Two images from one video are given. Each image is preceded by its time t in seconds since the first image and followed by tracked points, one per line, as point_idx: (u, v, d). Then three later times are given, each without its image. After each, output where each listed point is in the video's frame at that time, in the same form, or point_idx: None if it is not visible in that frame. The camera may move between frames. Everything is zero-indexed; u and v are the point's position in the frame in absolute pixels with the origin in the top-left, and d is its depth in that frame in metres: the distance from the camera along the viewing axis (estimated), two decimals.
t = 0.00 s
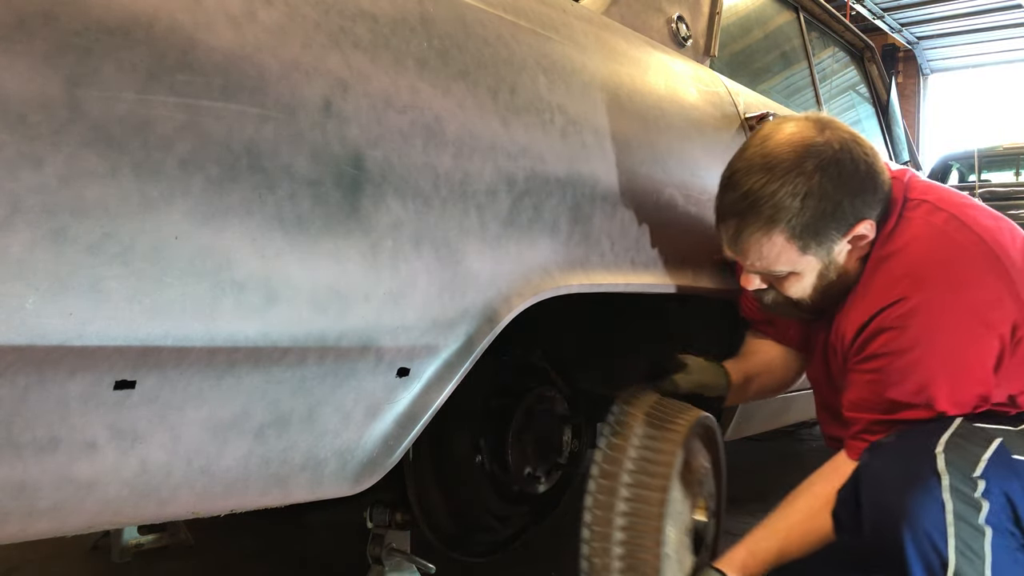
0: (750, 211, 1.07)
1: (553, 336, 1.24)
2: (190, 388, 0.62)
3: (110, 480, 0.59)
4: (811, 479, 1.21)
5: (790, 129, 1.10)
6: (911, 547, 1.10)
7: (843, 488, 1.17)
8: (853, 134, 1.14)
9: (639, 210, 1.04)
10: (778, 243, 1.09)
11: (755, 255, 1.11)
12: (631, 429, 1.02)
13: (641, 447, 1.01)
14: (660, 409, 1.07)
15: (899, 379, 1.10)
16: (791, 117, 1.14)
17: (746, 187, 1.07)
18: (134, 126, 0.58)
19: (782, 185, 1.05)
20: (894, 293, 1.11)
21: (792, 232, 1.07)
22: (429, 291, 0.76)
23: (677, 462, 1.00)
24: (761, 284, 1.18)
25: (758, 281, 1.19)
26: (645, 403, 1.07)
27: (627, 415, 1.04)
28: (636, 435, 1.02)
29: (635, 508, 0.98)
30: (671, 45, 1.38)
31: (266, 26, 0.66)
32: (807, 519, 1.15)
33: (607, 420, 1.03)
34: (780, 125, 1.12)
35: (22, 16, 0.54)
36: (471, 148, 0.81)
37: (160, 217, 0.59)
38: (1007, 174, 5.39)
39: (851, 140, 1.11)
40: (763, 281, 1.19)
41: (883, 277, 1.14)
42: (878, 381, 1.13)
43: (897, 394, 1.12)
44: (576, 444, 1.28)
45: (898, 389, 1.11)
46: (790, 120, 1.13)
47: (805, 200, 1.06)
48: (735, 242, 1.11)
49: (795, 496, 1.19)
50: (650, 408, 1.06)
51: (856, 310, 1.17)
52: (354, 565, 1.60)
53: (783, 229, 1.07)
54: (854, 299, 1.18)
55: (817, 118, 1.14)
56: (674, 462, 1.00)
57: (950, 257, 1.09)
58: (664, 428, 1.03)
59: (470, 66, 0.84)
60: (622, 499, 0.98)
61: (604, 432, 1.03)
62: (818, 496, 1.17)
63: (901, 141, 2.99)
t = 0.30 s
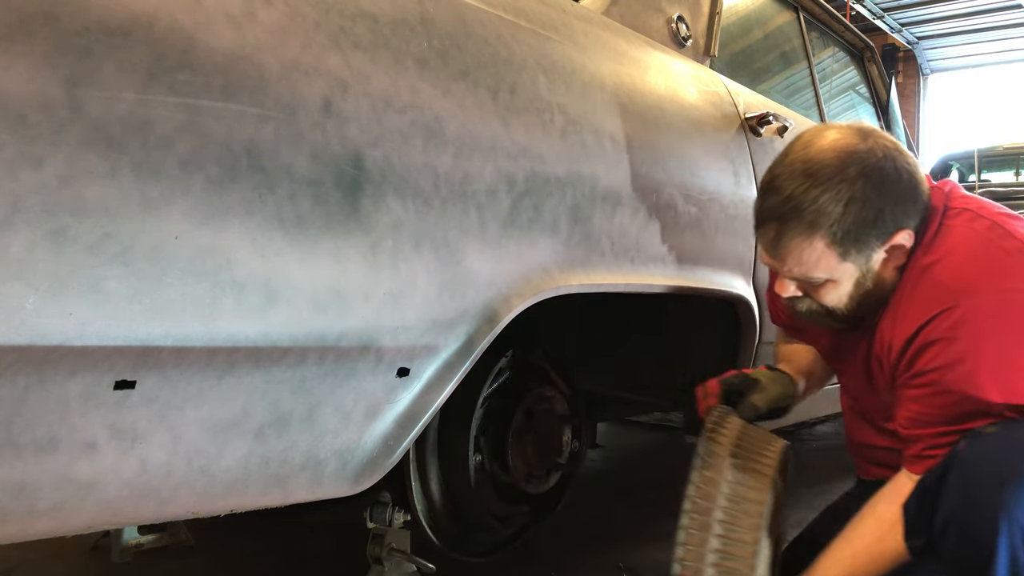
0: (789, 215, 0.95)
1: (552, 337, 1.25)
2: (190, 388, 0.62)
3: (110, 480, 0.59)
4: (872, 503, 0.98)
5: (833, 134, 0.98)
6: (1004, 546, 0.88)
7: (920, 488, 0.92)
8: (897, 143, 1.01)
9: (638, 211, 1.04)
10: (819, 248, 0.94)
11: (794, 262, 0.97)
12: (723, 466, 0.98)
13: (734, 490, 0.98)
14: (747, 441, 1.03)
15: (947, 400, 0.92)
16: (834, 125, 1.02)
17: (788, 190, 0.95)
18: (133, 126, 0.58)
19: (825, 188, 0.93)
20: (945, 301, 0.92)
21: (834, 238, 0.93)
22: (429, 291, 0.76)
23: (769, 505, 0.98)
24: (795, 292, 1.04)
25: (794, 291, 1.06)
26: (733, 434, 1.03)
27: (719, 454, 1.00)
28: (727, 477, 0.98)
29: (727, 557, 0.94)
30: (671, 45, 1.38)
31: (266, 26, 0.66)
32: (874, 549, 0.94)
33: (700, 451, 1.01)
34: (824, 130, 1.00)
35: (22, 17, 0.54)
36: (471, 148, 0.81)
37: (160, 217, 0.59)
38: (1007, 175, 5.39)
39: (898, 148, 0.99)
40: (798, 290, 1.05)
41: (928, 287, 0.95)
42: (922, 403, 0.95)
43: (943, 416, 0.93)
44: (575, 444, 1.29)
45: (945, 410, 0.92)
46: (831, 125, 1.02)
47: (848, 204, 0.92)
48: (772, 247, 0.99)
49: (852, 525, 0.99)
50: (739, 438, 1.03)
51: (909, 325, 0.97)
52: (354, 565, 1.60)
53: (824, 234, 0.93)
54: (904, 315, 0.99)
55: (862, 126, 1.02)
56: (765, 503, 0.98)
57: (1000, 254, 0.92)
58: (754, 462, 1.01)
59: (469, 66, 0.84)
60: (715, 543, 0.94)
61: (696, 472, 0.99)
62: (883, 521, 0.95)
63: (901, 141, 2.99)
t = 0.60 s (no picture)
0: (815, 222, 0.99)
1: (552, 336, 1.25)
2: (190, 388, 0.62)
3: (110, 480, 0.59)
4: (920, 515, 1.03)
5: (857, 142, 1.03)
6: None
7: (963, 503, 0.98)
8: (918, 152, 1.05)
9: (639, 211, 1.04)
10: (843, 255, 0.98)
11: (818, 268, 1.01)
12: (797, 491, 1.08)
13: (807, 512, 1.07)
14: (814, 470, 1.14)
15: (990, 398, 0.95)
16: (856, 133, 1.07)
17: (811, 199, 1.00)
18: (134, 126, 0.58)
19: (848, 197, 0.97)
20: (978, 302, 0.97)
21: (857, 245, 0.97)
22: (429, 292, 0.76)
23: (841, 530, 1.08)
24: (818, 297, 1.08)
25: (819, 297, 1.10)
26: (801, 457, 1.12)
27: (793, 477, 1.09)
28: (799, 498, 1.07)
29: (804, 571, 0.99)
30: (671, 45, 1.38)
31: (266, 26, 0.66)
32: (922, 561, 0.99)
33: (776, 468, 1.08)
34: (847, 138, 1.05)
35: (22, 17, 0.54)
36: (471, 148, 0.81)
37: (160, 217, 0.59)
38: (1007, 174, 5.39)
39: (920, 156, 1.03)
40: (821, 296, 1.09)
41: (960, 288, 1.00)
42: (963, 404, 0.98)
43: (986, 414, 0.96)
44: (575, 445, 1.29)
45: (988, 409, 0.96)
46: (854, 135, 1.06)
47: (871, 212, 0.97)
48: (797, 254, 1.03)
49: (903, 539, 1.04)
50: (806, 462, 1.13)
51: (945, 328, 1.01)
52: (354, 565, 1.60)
53: (848, 241, 0.97)
54: (940, 319, 1.02)
55: (882, 134, 1.07)
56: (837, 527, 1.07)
57: None
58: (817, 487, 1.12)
59: (469, 66, 0.84)
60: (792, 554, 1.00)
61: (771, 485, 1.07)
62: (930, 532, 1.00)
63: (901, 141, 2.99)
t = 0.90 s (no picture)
0: (821, 229, 0.99)
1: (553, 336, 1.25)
2: (190, 387, 0.62)
3: (110, 480, 0.59)
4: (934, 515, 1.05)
5: (866, 150, 1.03)
6: None
7: (980, 501, 0.97)
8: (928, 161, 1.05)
9: (639, 212, 1.04)
10: (846, 263, 0.99)
11: (822, 275, 1.02)
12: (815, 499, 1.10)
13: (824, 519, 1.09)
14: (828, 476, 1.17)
15: (1003, 400, 0.95)
16: (865, 140, 1.07)
17: (819, 206, 1.00)
18: (134, 126, 0.58)
19: (855, 206, 0.97)
20: (990, 304, 0.97)
21: (862, 253, 0.98)
22: (429, 292, 0.76)
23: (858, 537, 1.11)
24: (822, 301, 1.08)
25: (822, 301, 1.10)
26: (818, 463, 1.15)
27: (812, 485, 1.11)
28: (816, 504, 1.09)
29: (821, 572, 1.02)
30: (671, 46, 1.38)
31: (266, 26, 0.66)
32: (938, 563, 1.01)
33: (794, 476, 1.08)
34: (857, 146, 1.05)
35: (22, 16, 0.54)
36: (471, 148, 0.81)
37: (160, 217, 0.59)
38: (1007, 174, 5.40)
39: (929, 165, 1.03)
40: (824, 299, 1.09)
41: (971, 290, 1.00)
42: (977, 406, 0.98)
43: (999, 417, 0.96)
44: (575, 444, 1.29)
45: (1001, 411, 0.96)
46: (864, 143, 1.06)
47: (877, 222, 0.97)
48: (802, 260, 1.03)
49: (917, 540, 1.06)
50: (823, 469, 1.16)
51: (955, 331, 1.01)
52: (354, 565, 1.60)
53: (853, 249, 0.98)
54: (950, 322, 1.02)
55: (892, 142, 1.07)
56: (856, 534, 1.10)
57: None
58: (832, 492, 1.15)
59: (469, 66, 0.84)
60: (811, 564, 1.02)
61: (787, 493, 1.08)
62: (942, 537, 1.02)
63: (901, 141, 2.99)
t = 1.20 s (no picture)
0: (816, 235, 1.00)
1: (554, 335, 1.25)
2: (190, 388, 0.62)
3: (110, 480, 0.59)
4: (935, 514, 1.05)
5: (864, 154, 1.03)
6: None
7: (981, 500, 0.98)
8: (927, 165, 1.05)
9: (638, 212, 1.04)
10: (841, 268, 1.00)
11: (818, 278, 1.03)
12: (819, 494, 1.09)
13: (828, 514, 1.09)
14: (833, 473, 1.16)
15: (1002, 400, 0.95)
16: (865, 144, 1.06)
17: (815, 211, 1.01)
18: (133, 126, 0.58)
19: (851, 212, 0.98)
20: (990, 302, 0.97)
21: (856, 259, 0.98)
22: (429, 292, 0.76)
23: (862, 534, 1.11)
24: (820, 302, 1.09)
25: (821, 302, 1.11)
26: (822, 460, 1.14)
27: (817, 480, 1.10)
28: (820, 499, 1.09)
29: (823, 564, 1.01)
30: (671, 46, 1.38)
31: (266, 26, 0.66)
32: (940, 563, 1.00)
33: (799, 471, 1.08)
34: (855, 150, 1.05)
35: (22, 17, 0.54)
36: (471, 148, 0.81)
37: (161, 217, 0.59)
38: (1007, 175, 5.40)
39: (927, 170, 1.02)
40: (823, 300, 1.10)
41: (971, 289, 1.00)
42: (977, 406, 0.98)
43: (999, 416, 0.96)
44: (575, 444, 1.28)
45: (1001, 410, 0.96)
46: (863, 147, 1.06)
47: (872, 228, 0.97)
48: (798, 263, 1.04)
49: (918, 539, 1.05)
50: (827, 466, 1.15)
51: (955, 330, 1.01)
52: (354, 565, 1.60)
53: (848, 255, 0.98)
54: (950, 322, 1.03)
55: (892, 146, 1.06)
56: (859, 531, 1.10)
57: None
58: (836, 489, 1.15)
59: (469, 66, 0.84)
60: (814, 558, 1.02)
61: (791, 488, 1.07)
62: (945, 537, 1.01)
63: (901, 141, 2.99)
